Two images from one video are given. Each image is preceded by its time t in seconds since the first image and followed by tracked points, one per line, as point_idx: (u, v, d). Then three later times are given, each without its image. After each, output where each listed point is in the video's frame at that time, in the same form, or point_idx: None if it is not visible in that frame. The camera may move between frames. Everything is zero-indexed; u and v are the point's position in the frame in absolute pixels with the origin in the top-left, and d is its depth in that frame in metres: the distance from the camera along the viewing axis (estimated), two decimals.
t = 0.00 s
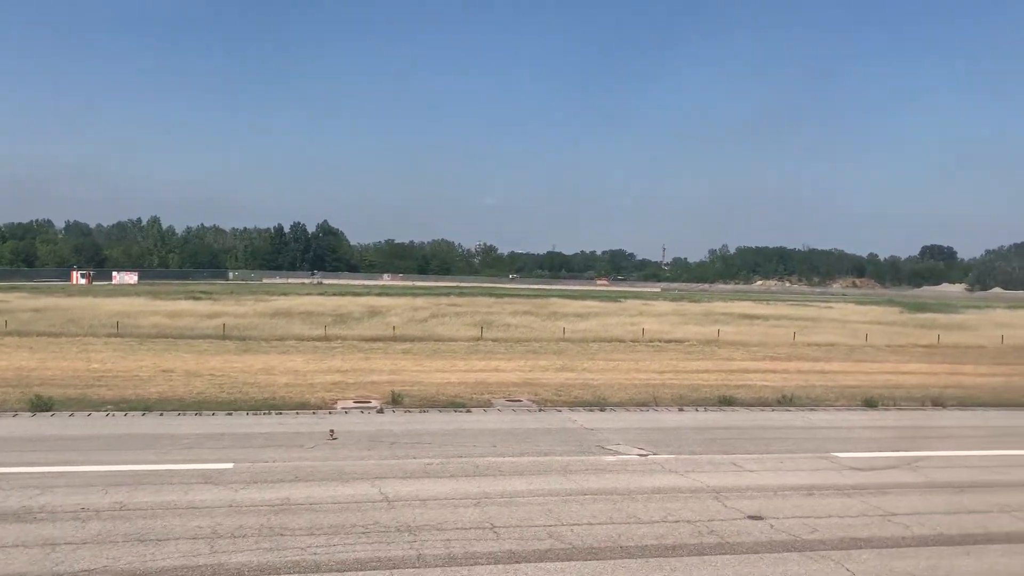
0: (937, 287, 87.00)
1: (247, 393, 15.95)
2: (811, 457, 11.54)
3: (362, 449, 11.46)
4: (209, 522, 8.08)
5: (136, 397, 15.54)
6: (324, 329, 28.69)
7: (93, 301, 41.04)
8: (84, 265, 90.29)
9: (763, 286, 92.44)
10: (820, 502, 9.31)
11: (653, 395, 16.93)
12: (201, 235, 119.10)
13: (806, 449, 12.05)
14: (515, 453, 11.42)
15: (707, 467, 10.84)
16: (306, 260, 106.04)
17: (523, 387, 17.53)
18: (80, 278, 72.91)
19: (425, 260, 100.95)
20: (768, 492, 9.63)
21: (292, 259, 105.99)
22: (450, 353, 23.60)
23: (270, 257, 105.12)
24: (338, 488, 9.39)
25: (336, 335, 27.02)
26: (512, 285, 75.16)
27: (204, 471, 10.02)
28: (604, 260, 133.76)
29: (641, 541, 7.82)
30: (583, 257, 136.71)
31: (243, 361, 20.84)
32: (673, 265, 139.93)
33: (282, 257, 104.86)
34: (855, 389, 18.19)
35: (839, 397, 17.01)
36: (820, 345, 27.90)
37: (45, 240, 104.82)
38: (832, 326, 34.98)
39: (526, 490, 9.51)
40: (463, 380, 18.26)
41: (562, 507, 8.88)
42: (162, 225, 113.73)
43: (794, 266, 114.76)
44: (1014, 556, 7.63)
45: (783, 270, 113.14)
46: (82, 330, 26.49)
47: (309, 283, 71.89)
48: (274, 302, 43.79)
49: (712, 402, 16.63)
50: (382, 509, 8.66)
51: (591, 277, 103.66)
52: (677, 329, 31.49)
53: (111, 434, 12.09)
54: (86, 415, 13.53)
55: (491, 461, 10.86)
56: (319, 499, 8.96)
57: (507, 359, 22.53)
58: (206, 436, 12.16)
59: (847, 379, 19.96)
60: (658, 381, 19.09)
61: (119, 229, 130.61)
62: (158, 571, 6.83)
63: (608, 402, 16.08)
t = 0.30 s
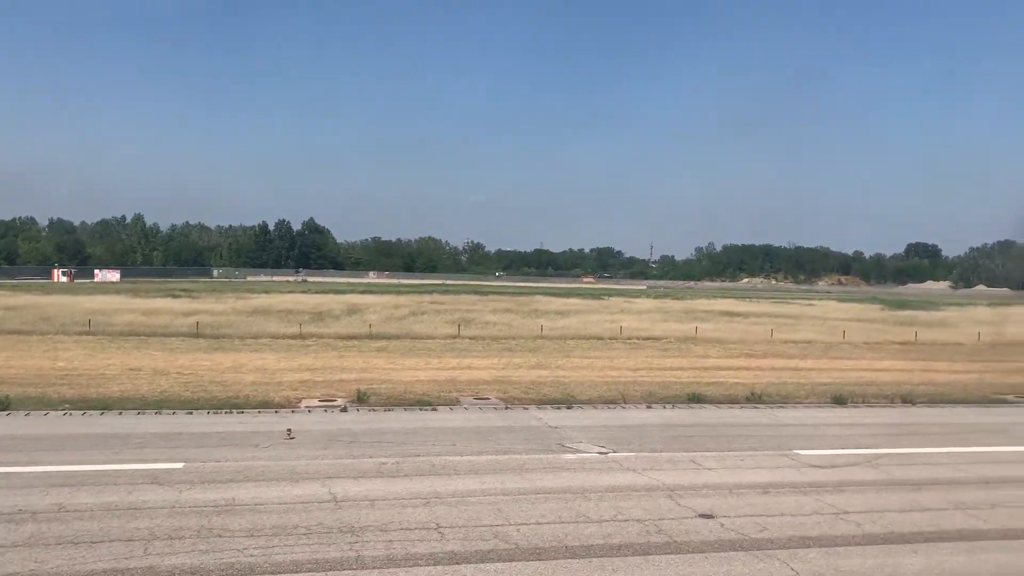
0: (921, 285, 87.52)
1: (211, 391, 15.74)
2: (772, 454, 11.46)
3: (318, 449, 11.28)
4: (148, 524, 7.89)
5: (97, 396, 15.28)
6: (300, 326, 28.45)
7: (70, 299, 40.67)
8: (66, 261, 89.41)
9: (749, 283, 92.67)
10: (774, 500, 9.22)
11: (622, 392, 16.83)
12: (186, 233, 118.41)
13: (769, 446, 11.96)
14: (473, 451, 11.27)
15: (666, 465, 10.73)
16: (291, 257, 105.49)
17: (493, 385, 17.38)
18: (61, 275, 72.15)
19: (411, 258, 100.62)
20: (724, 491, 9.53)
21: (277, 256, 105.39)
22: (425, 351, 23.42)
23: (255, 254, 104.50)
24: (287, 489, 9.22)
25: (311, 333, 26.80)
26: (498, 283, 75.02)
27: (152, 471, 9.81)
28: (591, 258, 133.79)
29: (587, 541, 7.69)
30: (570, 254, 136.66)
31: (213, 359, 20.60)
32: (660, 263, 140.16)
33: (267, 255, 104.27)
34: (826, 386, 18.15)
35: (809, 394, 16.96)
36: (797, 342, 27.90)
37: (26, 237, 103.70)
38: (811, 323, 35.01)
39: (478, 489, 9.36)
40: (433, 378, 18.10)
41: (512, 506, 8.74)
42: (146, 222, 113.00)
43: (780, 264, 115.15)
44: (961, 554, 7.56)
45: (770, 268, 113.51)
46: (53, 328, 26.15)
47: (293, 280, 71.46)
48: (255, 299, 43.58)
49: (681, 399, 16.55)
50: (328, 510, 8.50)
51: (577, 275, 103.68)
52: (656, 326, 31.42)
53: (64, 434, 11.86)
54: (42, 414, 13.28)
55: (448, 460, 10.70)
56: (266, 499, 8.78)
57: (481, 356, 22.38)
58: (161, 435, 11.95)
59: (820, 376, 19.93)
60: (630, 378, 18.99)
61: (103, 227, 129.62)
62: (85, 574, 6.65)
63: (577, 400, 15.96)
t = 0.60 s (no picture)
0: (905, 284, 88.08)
1: (174, 390, 15.52)
2: (733, 453, 11.37)
3: (273, 449, 11.11)
4: (84, 526, 7.71)
5: (56, 395, 15.01)
6: (275, 324, 28.23)
7: (44, 297, 40.17)
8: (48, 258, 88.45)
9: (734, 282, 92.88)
10: (728, 500, 9.14)
11: (592, 391, 16.74)
12: (170, 230, 117.60)
13: (731, 445, 11.88)
14: (431, 450, 11.14)
15: (625, 464, 10.62)
16: (277, 255, 104.90)
17: (462, 383, 17.25)
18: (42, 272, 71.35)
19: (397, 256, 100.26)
20: (679, 490, 9.44)
21: (262, 254, 104.75)
22: (399, 349, 23.25)
23: (240, 252, 103.77)
24: (233, 489, 9.05)
25: (286, 331, 26.56)
26: (483, 281, 74.85)
27: (98, 472, 9.60)
28: (579, 257, 133.80)
29: (532, 543, 7.57)
30: (557, 253, 136.70)
31: (182, 358, 20.36)
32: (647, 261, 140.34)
33: (252, 252, 103.62)
34: (797, 384, 18.12)
35: (779, 392, 16.92)
36: (774, 340, 27.91)
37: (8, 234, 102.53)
38: (791, 321, 35.05)
39: (430, 489, 9.22)
40: (402, 376, 17.95)
41: (462, 506, 8.61)
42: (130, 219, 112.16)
43: (766, 263, 115.51)
44: (909, 554, 7.50)
45: (756, 266, 113.87)
46: (23, 326, 25.78)
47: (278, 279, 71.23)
48: (234, 297, 43.22)
49: (651, 397, 16.47)
50: (272, 510, 8.35)
51: (565, 273, 103.62)
52: (634, 325, 31.38)
53: (14, 434, 11.62)
54: None
55: (404, 459, 10.56)
56: (210, 501, 8.61)
57: (455, 355, 22.23)
58: (116, 435, 11.73)
59: (792, 374, 19.91)
60: (602, 376, 18.90)
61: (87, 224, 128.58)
62: None
63: (545, 398, 15.86)
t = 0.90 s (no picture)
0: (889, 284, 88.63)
1: (136, 387, 15.32)
2: (693, 452, 11.27)
3: (227, 447, 10.92)
4: (16, 527, 7.52)
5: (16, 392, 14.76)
6: (251, 321, 27.97)
7: (21, 292, 39.72)
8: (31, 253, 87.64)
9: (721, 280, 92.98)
10: (682, 500, 9.03)
11: (561, 389, 16.63)
12: (156, 226, 116.90)
13: (692, 444, 11.79)
14: (388, 450, 10.97)
15: (583, 463, 10.48)
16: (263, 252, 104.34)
17: (431, 380, 17.11)
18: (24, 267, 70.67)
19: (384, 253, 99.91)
20: (632, 490, 9.32)
21: (249, 250, 104.17)
22: (373, 346, 23.07)
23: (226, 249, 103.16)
24: (177, 489, 8.87)
25: (262, 328, 26.33)
26: (469, 278, 74.71)
27: (41, 471, 9.40)
28: (567, 254, 133.71)
29: (474, 544, 7.42)
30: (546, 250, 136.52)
31: (151, 355, 20.10)
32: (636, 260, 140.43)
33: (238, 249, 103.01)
34: (768, 383, 18.08)
35: (749, 391, 16.86)
36: (752, 339, 27.88)
37: None
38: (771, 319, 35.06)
39: (379, 489, 9.07)
40: (372, 374, 17.79)
41: (409, 506, 8.46)
42: (115, 215, 111.43)
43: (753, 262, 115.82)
44: (855, 555, 7.42)
45: (743, 265, 114.15)
46: None
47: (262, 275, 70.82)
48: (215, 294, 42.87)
49: (620, 396, 16.36)
50: (213, 510, 8.17)
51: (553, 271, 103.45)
52: (614, 323, 31.30)
53: None
54: None
55: (358, 459, 10.39)
56: (152, 500, 8.43)
57: (429, 352, 22.07)
58: (69, 433, 11.52)
59: (765, 372, 19.86)
60: (574, 374, 18.78)
61: (73, 220, 127.64)
62: None
63: (513, 397, 15.71)
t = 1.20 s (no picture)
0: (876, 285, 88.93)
1: (97, 385, 15.12)
2: (653, 452, 11.19)
3: (179, 446, 10.73)
4: None
5: None
6: (226, 319, 27.72)
7: None
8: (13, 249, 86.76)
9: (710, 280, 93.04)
10: (633, 500, 8.93)
11: (530, 388, 16.51)
12: (143, 223, 116.19)
13: (653, 445, 11.70)
14: (343, 449, 10.80)
15: (540, 464, 10.34)
16: (250, 249, 103.73)
17: (400, 378, 16.96)
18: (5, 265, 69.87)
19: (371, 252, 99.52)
20: (584, 490, 9.22)
21: (234, 248, 103.46)
22: (346, 344, 22.89)
23: (212, 246, 102.49)
24: (119, 489, 8.70)
25: (236, 325, 26.10)
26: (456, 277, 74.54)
27: None
28: (556, 254, 133.59)
29: (414, 546, 7.30)
30: (535, 250, 136.32)
31: (119, 352, 19.85)
32: (624, 260, 140.51)
33: (224, 246, 102.30)
34: (740, 383, 18.04)
35: (719, 392, 16.80)
36: (730, 338, 27.84)
37: None
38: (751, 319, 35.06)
39: (327, 489, 8.91)
40: (341, 372, 17.62)
41: (353, 507, 8.31)
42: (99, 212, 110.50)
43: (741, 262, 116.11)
44: (799, 557, 7.33)
45: (731, 265, 114.41)
46: None
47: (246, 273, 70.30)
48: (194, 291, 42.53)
49: (590, 395, 16.25)
50: (152, 511, 8.01)
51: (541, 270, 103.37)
52: (593, 322, 31.20)
53: None
54: None
55: (311, 459, 10.22)
56: (90, 501, 8.25)
57: (403, 351, 21.93)
58: (19, 432, 11.31)
59: (738, 372, 19.82)
60: (545, 373, 18.67)
61: (59, 216, 126.79)
62: None
63: (480, 395, 15.57)
